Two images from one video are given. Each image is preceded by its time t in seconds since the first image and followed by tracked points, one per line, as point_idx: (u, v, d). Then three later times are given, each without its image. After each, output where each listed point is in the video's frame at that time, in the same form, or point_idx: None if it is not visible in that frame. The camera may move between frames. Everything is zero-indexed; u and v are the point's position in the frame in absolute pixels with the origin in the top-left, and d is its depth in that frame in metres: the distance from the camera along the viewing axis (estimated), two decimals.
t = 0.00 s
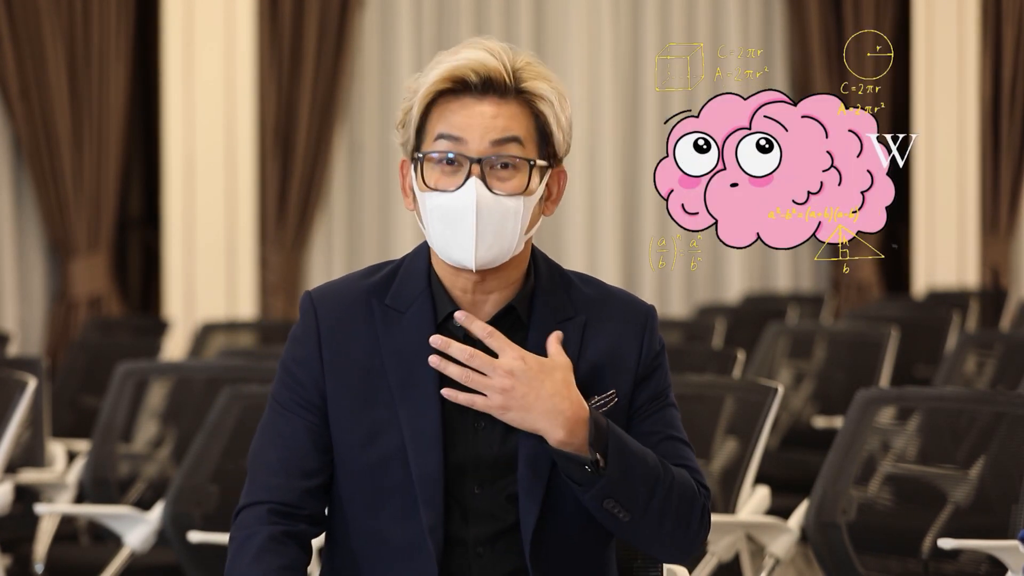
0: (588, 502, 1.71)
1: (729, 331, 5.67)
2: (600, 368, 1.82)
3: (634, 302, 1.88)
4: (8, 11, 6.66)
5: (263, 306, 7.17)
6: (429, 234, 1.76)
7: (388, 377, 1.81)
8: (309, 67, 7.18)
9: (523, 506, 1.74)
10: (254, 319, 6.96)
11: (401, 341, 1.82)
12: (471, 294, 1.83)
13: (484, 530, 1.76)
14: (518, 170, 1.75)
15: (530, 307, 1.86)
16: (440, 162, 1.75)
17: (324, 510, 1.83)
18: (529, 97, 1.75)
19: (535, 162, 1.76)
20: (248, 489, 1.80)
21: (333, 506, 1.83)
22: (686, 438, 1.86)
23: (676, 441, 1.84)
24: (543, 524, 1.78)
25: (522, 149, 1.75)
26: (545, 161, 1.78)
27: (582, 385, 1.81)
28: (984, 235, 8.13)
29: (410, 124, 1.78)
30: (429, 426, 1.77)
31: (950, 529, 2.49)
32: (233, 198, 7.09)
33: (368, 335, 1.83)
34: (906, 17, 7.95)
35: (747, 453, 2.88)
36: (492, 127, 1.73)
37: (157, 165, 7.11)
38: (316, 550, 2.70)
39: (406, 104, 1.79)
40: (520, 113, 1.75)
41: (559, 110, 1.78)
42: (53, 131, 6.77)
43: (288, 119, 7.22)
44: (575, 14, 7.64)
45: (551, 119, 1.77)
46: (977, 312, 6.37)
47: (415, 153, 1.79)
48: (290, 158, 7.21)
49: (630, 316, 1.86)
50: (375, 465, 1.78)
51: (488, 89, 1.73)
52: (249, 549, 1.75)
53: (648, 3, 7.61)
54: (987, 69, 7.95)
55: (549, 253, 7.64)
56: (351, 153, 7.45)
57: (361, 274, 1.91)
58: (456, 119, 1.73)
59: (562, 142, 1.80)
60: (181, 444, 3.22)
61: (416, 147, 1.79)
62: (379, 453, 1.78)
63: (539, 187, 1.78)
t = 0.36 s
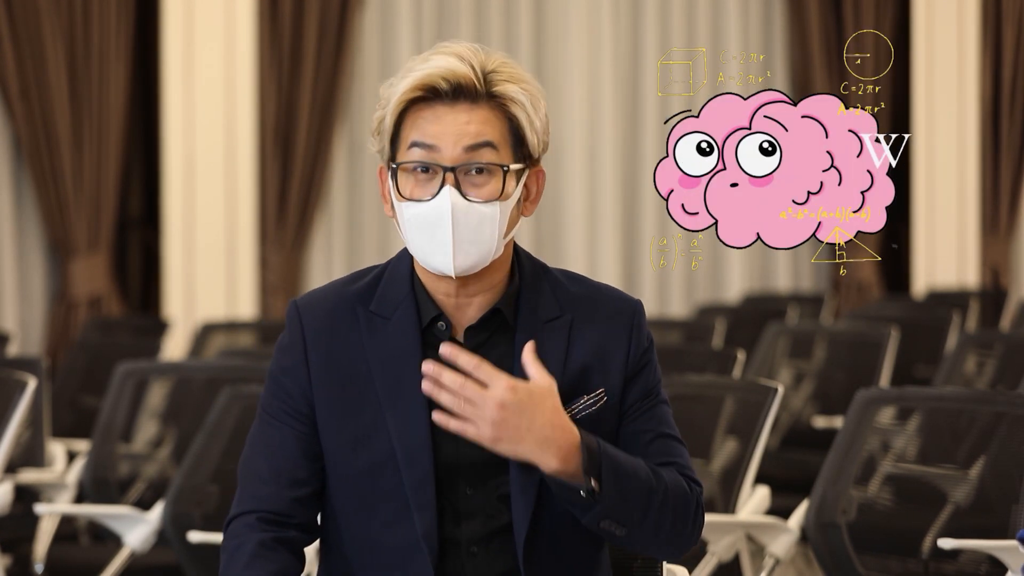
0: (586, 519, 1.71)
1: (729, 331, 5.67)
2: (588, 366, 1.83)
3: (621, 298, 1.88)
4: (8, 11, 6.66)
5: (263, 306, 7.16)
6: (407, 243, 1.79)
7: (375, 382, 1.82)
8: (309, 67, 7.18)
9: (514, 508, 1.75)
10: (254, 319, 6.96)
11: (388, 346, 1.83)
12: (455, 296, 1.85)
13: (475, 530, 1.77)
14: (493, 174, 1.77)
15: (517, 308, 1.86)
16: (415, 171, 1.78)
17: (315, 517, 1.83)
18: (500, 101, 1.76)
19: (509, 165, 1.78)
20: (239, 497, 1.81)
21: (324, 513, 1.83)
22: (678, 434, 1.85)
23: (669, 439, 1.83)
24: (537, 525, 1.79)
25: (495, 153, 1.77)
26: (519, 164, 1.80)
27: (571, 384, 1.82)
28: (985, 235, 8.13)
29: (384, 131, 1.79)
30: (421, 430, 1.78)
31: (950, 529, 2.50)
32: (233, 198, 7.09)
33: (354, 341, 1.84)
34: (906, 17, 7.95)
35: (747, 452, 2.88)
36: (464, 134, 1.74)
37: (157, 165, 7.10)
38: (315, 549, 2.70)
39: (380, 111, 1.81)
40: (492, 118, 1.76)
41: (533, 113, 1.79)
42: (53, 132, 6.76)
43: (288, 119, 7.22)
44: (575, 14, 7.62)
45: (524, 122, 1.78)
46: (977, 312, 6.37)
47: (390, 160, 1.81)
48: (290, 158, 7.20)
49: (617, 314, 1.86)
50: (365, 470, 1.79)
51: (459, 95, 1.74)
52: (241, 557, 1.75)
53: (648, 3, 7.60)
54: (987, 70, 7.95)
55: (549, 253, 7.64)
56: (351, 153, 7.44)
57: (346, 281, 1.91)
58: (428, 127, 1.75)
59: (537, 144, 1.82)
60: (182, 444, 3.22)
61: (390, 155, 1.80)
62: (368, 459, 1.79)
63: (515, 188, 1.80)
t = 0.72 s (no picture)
0: (602, 490, 1.68)
1: (729, 331, 5.67)
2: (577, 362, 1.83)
3: (611, 294, 1.88)
4: (8, 11, 6.65)
5: (263, 306, 7.16)
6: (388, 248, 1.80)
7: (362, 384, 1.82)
8: (308, 66, 7.17)
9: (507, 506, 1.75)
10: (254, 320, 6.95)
11: (374, 347, 1.83)
12: (441, 296, 1.86)
13: (468, 530, 1.78)
14: (471, 178, 1.78)
15: (504, 309, 1.88)
16: (394, 176, 1.79)
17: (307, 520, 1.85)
18: (480, 105, 1.78)
19: (488, 169, 1.79)
20: (232, 501, 1.83)
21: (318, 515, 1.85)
22: (669, 425, 1.85)
23: (661, 429, 1.83)
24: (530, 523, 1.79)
25: (474, 158, 1.78)
26: (498, 167, 1.81)
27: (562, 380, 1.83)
28: (984, 236, 8.12)
29: (363, 136, 1.81)
30: (408, 431, 1.78)
31: (950, 528, 2.49)
32: (233, 198, 7.09)
33: (341, 344, 1.85)
34: (905, 16, 7.95)
35: (747, 452, 2.88)
36: (442, 138, 1.76)
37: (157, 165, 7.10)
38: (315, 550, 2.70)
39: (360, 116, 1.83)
40: (471, 121, 1.77)
41: (513, 117, 1.80)
42: (53, 132, 6.75)
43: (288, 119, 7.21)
44: (574, 13, 7.62)
45: (504, 126, 1.79)
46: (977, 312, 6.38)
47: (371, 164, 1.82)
48: (290, 158, 7.20)
49: (607, 310, 1.86)
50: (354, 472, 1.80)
51: (437, 99, 1.76)
52: (234, 560, 1.78)
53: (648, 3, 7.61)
54: (987, 70, 7.95)
55: (549, 253, 7.64)
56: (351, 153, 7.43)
57: (333, 283, 1.93)
58: (407, 131, 1.76)
59: (518, 147, 1.82)
60: (181, 443, 3.22)
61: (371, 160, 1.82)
62: (356, 461, 1.80)
63: (495, 193, 1.81)
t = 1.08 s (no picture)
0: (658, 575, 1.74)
1: (729, 331, 5.66)
2: (571, 360, 1.84)
3: (604, 290, 1.90)
4: (8, 11, 6.65)
5: (263, 306, 7.15)
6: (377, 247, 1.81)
7: (357, 387, 1.82)
8: (308, 66, 7.16)
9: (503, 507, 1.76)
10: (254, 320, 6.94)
11: (368, 349, 1.83)
12: (433, 296, 1.86)
13: (464, 530, 1.78)
14: (457, 176, 1.79)
15: (496, 308, 1.87)
16: (381, 174, 1.80)
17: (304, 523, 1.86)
18: (466, 102, 1.78)
19: (475, 167, 1.80)
20: (229, 505, 1.84)
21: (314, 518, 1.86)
22: (664, 422, 1.87)
23: (654, 426, 1.85)
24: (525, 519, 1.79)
25: (460, 155, 1.79)
26: (485, 165, 1.81)
27: (557, 377, 1.83)
28: (984, 236, 8.12)
29: (350, 133, 1.81)
30: (405, 435, 1.78)
31: (949, 528, 2.48)
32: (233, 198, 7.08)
33: (335, 346, 1.84)
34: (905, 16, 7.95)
35: (746, 453, 2.88)
36: (427, 136, 1.76)
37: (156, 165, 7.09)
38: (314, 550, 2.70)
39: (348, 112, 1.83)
40: (457, 119, 1.78)
41: (499, 114, 1.80)
42: (53, 132, 6.75)
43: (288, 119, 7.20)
44: (575, 12, 7.61)
45: (490, 123, 1.80)
46: (977, 312, 6.39)
47: (357, 162, 1.83)
48: (290, 157, 7.19)
49: (601, 307, 1.88)
50: (350, 476, 1.80)
51: (423, 97, 1.76)
52: (232, 564, 1.79)
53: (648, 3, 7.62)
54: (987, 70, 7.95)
55: (549, 252, 7.64)
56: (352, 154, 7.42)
57: (327, 284, 1.92)
58: (392, 129, 1.77)
59: (505, 144, 1.83)
60: (181, 443, 3.22)
61: (357, 157, 1.83)
62: (352, 464, 1.80)
63: (482, 189, 1.82)
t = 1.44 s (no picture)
0: (651, 555, 1.77)
1: (729, 331, 5.66)
2: (579, 363, 1.85)
3: (610, 291, 1.91)
4: (8, 11, 6.65)
5: (263, 306, 7.14)
6: (397, 241, 1.80)
7: (362, 387, 1.83)
8: (308, 66, 7.16)
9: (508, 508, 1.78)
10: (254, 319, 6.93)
11: (374, 348, 1.84)
12: (442, 296, 1.86)
13: (471, 530, 1.79)
14: (477, 168, 1.80)
15: (504, 309, 1.88)
16: (400, 169, 1.80)
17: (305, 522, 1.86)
18: (481, 95, 1.79)
19: (493, 160, 1.81)
20: (230, 504, 1.84)
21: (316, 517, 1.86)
22: (674, 428, 1.89)
23: (666, 433, 1.87)
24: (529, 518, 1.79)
25: (479, 148, 1.79)
26: (500, 158, 1.82)
27: (564, 380, 1.84)
28: (984, 236, 8.13)
29: (365, 131, 1.81)
30: (411, 434, 1.79)
31: (949, 528, 2.49)
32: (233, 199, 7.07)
33: (341, 345, 1.86)
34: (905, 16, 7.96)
35: (746, 453, 2.88)
36: (447, 129, 1.77)
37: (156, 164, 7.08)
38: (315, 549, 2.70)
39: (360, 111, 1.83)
40: (472, 112, 1.79)
41: (513, 107, 1.82)
42: (53, 132, 6.75)
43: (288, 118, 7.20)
44: (575, 12, 7.63)
45: (505, 115, 1.81)
46: (977, 312, 6.40)
47: (371, 160, 1.83)
48: (290, 157, 7.19)
49: (607, 309, 1.89)
50: (355, 474, 1.81)
51: (439, 90, 1.77)
52: (232, 564, 1.79)
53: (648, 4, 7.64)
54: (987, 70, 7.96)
55: (549, 252, 7.64)
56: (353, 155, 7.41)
57: (331, 283, 1.93)
58: (411, 123, 1.77)
59: (518, 137, 1.84)
60: (181, 443, 3.22)
61: (373, 154, 1.83)
62: (357, 463, 1.81)
63: (499, 183, 1.83)
